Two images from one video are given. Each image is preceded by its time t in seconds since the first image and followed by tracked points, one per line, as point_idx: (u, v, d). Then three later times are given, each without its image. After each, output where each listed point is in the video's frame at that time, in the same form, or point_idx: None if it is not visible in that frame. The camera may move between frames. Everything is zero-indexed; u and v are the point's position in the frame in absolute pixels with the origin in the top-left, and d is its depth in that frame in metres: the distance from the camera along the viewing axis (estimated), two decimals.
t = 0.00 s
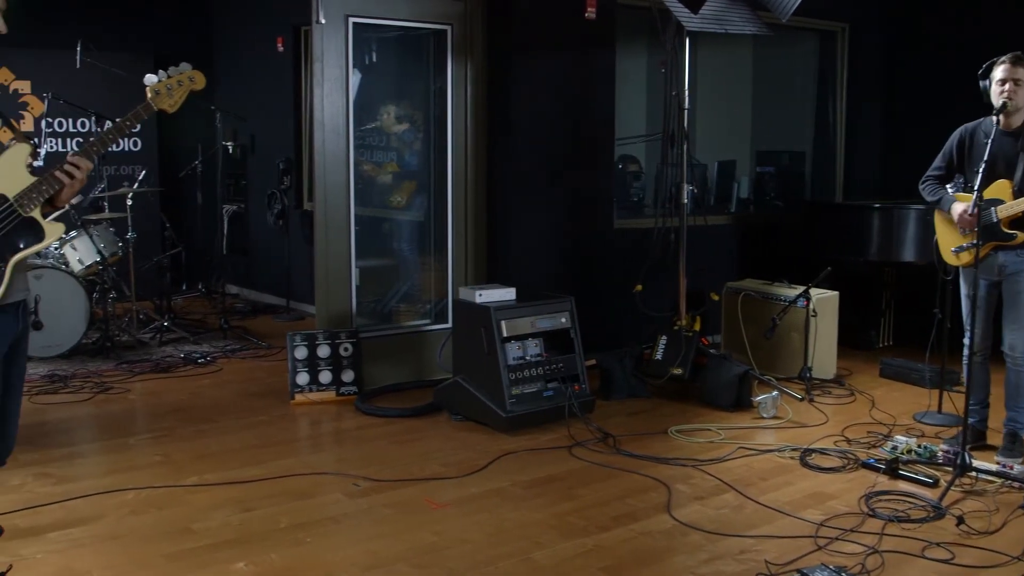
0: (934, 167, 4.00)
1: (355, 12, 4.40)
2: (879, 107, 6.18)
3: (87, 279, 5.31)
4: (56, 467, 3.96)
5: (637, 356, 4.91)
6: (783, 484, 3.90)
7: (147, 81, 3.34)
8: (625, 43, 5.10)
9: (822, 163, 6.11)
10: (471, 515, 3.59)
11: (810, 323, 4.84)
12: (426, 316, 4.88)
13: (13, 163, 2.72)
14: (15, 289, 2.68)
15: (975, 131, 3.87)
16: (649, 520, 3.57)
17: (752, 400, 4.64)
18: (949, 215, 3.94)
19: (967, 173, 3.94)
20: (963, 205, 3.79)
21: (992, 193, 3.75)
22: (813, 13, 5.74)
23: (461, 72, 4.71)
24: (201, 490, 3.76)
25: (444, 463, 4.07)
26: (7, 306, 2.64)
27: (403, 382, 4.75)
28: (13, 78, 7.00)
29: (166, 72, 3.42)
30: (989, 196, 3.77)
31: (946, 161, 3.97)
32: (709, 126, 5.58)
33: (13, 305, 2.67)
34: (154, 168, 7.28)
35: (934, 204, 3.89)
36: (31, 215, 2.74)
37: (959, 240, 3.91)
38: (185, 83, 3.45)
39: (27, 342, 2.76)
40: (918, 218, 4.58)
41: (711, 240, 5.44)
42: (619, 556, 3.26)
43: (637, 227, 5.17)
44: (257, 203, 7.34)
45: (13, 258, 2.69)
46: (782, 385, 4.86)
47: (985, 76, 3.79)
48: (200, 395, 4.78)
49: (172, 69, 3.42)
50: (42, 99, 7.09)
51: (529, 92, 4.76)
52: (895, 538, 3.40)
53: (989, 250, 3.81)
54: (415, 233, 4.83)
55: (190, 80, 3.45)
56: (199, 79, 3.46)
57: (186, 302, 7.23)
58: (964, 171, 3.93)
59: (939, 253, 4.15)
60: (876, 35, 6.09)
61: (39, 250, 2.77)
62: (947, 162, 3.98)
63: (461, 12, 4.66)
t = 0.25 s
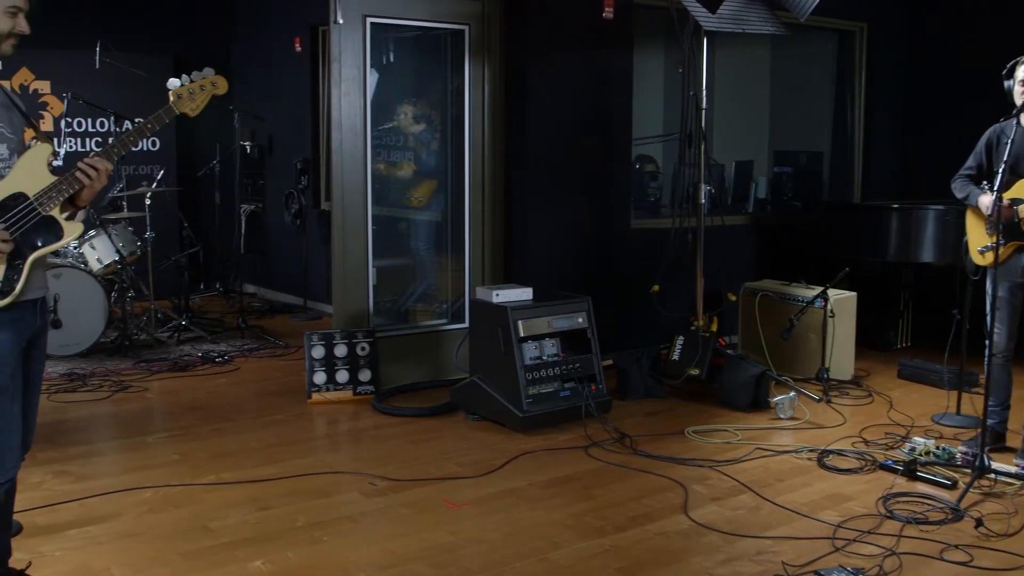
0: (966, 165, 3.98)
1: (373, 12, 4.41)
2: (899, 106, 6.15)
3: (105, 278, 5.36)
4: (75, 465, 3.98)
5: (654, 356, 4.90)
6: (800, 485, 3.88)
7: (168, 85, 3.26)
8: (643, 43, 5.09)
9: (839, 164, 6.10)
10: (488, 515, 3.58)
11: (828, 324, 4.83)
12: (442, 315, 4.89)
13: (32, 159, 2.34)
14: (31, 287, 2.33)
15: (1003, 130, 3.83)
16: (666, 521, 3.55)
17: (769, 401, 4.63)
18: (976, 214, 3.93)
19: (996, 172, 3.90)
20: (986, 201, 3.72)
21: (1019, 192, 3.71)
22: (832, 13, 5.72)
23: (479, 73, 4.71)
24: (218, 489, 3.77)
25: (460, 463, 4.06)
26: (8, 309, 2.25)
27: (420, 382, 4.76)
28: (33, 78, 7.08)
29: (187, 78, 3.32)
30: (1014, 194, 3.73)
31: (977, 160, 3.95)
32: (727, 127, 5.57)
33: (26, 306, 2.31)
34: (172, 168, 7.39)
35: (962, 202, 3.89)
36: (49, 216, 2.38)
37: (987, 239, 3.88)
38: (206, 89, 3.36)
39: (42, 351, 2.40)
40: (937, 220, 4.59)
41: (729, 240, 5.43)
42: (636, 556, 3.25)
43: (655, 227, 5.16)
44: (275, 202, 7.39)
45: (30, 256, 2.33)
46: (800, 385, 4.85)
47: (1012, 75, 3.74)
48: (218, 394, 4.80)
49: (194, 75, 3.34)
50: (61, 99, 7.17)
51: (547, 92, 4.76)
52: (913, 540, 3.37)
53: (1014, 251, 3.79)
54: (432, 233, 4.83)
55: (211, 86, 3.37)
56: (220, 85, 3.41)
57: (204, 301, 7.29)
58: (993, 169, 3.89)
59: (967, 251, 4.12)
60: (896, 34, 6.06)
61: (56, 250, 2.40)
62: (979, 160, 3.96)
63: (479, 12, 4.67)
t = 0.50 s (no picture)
0: (995, 167, 3.98)
1: (389, 12, 4.41)
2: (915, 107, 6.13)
3: (123, 277, 5.41)
4: (92, 463, 4.00)
5: (670, 356, 4.89)
6: (816, 487, 3.86)
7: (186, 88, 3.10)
8: (659, 43, 5.09)
9: (856, 166, 6.10)
10: (503, 514, 3.58)
11: (844, 324, 4.84)
12: (458, 315, 4.89)
13: (50, 159, 2.23)
14: (47, 286, 2.23)
15: None
16: (682, 522, 3.54)
17: (785, 402, 4.62)
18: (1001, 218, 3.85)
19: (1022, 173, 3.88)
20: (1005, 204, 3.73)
21: None
22: (848, 12, 5.70)
23: (495, 73, 4.71)
24: (234, 487, 3.78)
25: (475, 463, 4.06)
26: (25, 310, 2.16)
27: (436, 382, 4.76)
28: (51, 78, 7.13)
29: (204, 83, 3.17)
30: None
31: (1004, 161, 3.95)
32: (743, 128, 5.57)
33: (42, 306, 2.20)
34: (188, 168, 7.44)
35: (987, 202, 3.89)
36: (66, 216, 2.27)
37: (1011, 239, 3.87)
38: (224, 92, 3.21)
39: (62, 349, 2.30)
40: (954, 220, 4.59)
41: (745, 240, 5.41)
42: (651, 557, 3.23)
43: (671, 228, 5.16)
44: (291, 201, 7.44)
45: (45, 257, 2.22)
46: (816, 386, 4.84)
47: None
48: (234, 393, 4.82)
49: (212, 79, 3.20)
50: (79, 99, 7.23)
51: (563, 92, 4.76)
52: (930, 541, 3.35)
53: None
54: (448, 232, 4.84)
55: (230, 89, 3.21)
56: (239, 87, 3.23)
57: (221, 300, 7.34)
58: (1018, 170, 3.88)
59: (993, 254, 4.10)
60: (913, 34, 6.04)
61: (73, 250, 2.29)
62: (1007, 162, 3.95)
63: (495, 12, 4.67)
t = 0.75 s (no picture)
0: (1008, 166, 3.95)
1: (405, 12, 4.42)
2: (932, 107, 6.11)
3: (139, 276, 5.46)
4: (109, 461, 4.02)
5: (685, 357, 4.88)
6: (832, 488, 3.84)
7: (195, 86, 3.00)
8: (674, 43, 5.08)
9: (872, 166, 6.08)
10: (518, 514, 3.57)
11: (860, 325, 4.82)
12: (474, 315, 4.90)
13: (67, 158, 2.23)
14: (65, 286, 2.23)
15: None
16: (697, 522, 3.52)
17: (801, 403, 4.61)
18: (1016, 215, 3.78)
19: None
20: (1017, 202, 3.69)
21: None
22: (865, 12, 5.68)
23: (511, 72, 4.71)
24: (249, 486, 3.79)
25: (490, 462, 4.06)
26: (42, 311, 2.16)
27: (451, 381, 4.77)
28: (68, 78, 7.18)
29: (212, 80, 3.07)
30: None
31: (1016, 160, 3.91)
32: (759, 129, 5.56)
33: (60, 306, 2.21)
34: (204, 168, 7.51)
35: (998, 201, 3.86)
36: (82, 215, 2.26)
37: None
38: (234, 91, 3.12)
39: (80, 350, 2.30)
40: (971, 220, 4.55)
41: (761, 240, 5.41)
42: (666, 557, 3.22)
43: (687, 228, 5.16)
44: (307, 201, 7.47)
45: (62, 255, 2.22)
46: (832, 387, 4.84)
47: None
48: (250, 392, 4.83)
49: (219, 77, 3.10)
50: (95, 99, 7.28)
51: (579, 91, 4.76)
52: (946, 544, 3.33)
53: None
54: (464, 232, 4.84)
55: (239, 87, 3.12)
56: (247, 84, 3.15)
57: (237, 299, 7.38)
58: None
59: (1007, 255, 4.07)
60: (930, 34, 6.02)
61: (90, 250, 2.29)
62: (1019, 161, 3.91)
63: (510, 12, 4.67)
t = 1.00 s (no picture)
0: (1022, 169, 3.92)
1: (421, 12, 4.43)
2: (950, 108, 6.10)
3: (156, 275, 5.51)
4: (126, 459, 4.04)
5: (700, 358, 4.87)
6: (849, 489, 3.83)
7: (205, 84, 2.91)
8: (691, 43, 5.08)
9: (889, 166, 6.05)
10: (533, 514, 3.57)
11: (877, 326, 4.80)
12: (489, 315, 4.90)
13: (80, 157, 2.25)
14: (83, 287, 2.25)
15: None
16: (712, 523, 3.51)
17: (817, 404, 4.60)
18: None
19: None
20: None
21: None
22: (882, 12, 5.67)
23: (527, 72, 4.71)
24: (265, 485, 3.80)
25: (506, 462, 4.06)
26: (57, 313, 2.17)
27: (467, 381, 4.78)
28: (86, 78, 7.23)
29: (221, 76, 2.99)
30: None
31: None
32: (774, 130, 5.55)
33: (76, 309, 2.23)
34: (221, 167, 7.56)
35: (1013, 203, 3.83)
36: (98, 214, 2.29)
37: None
38: (243, 88, 3.04)
39: (86, 349, 2.31)
40: (990, 221, 4.54)
41: (778, 241, 5.40)
42: (682, 557, 3.21)
43: (703, 227, 5.15)
44: (322, 201, 7.51)
45: (79, 255, 2.25)
46: (848, 388, 4.83)
47: None
48: (266, 391, 4.84)
49: (228, 74, 3.01)
50: (113, 99, 7.33)
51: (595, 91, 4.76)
52: (963, 546, 3.31)
53: None
54: (480, 232, 4.86)
55: (248, 84, 3.03)
56: (257, 82, 3.08)
57: (254, 299, 7.43)
58: None
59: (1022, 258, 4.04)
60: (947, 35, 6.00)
61: (107, 249, 2.32)
62: None
63: (526, 11, 4.67)
